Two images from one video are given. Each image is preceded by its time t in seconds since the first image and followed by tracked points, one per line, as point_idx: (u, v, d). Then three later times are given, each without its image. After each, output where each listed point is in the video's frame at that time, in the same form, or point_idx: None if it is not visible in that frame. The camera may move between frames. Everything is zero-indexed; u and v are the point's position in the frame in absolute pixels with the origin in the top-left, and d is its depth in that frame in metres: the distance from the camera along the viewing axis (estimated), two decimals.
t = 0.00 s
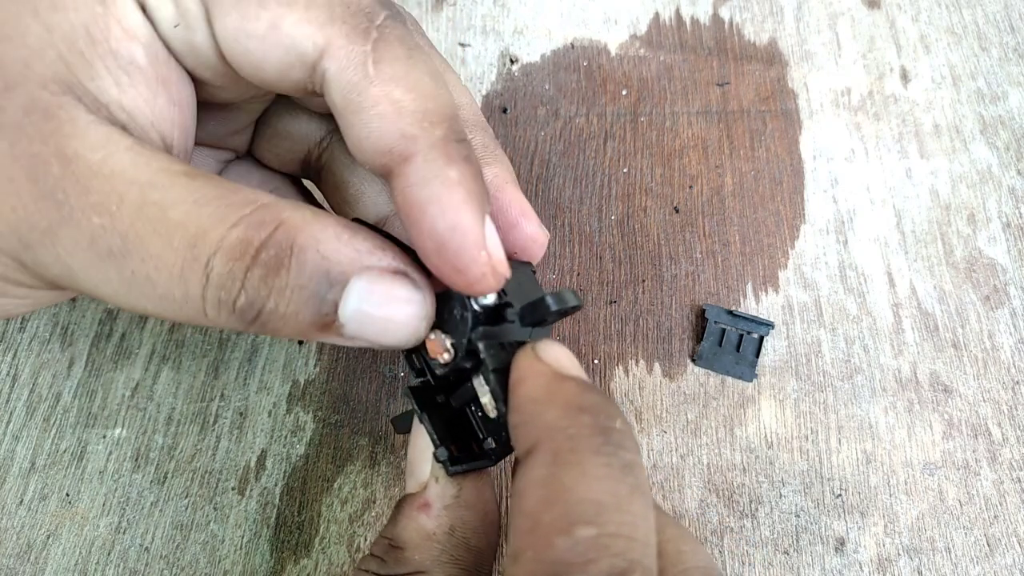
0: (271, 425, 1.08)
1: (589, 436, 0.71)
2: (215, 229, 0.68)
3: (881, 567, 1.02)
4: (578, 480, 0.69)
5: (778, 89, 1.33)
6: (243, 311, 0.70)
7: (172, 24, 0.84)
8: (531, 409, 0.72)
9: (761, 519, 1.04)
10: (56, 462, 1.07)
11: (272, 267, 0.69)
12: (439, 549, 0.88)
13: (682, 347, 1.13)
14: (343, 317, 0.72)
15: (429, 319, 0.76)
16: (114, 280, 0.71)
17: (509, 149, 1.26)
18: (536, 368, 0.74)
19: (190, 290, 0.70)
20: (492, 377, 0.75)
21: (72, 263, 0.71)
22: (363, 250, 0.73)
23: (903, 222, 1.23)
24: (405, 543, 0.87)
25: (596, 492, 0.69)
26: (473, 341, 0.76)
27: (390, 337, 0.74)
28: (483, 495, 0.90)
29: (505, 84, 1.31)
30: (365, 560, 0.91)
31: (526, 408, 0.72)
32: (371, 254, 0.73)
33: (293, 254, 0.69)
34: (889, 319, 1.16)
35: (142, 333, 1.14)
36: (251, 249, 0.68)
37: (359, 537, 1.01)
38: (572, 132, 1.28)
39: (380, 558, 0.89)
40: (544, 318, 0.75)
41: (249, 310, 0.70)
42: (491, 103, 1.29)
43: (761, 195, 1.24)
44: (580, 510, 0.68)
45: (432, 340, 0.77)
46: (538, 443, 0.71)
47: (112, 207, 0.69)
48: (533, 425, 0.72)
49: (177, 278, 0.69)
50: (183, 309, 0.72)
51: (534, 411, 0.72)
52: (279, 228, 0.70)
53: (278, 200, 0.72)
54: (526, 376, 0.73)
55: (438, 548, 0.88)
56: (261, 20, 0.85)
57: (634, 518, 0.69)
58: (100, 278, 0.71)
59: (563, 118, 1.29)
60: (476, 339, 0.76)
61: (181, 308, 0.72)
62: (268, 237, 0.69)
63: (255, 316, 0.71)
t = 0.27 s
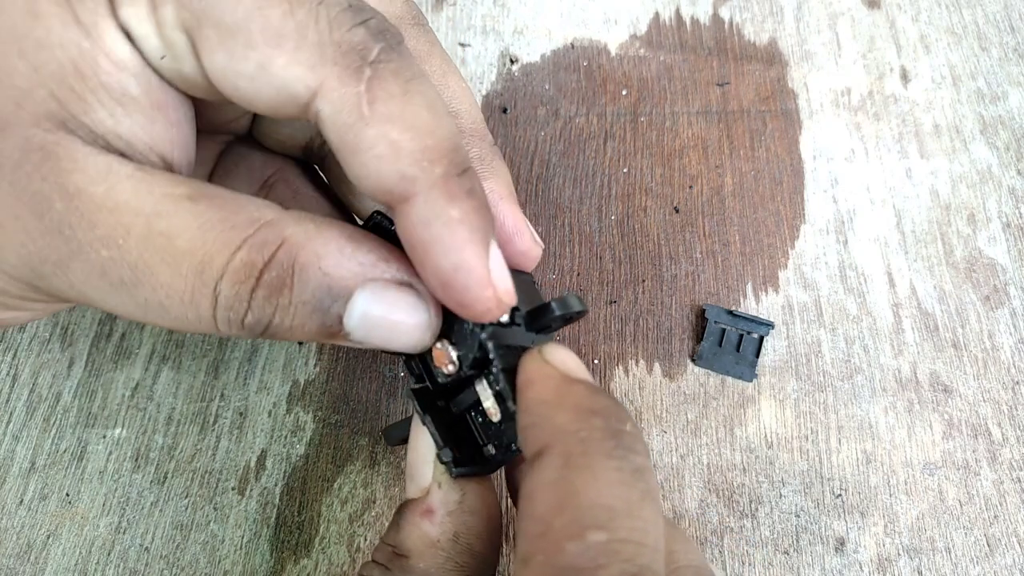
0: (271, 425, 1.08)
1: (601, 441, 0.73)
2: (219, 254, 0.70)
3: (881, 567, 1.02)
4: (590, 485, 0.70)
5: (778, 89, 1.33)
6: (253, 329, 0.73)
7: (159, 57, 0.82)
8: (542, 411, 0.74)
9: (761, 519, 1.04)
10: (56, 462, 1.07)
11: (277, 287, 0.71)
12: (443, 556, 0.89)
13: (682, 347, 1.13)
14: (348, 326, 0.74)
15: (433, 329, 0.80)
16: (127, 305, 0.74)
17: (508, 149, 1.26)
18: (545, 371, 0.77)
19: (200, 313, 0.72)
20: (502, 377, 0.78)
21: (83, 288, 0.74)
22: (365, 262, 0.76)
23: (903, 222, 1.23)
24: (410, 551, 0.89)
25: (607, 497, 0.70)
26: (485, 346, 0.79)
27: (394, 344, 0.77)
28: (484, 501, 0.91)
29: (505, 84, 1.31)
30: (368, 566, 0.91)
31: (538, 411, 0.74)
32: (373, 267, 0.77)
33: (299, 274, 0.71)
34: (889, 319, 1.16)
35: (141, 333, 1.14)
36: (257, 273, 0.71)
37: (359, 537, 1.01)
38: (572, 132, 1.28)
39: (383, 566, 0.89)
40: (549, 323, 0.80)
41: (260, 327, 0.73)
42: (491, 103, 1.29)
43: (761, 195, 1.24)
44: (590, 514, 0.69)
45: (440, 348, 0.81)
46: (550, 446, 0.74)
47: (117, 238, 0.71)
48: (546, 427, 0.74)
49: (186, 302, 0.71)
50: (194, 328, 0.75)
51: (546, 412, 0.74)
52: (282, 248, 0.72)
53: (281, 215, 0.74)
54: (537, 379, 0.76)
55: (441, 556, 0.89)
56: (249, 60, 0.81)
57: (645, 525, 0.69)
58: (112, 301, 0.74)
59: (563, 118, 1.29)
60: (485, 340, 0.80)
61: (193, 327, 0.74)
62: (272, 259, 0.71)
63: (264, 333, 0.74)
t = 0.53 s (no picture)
0: (271, 425, 1.08)
1: (607, 439, 0.76)
2: (216, 289, 0.72)
3: (881, 567, 1.02)
4: (598, 483, 0.72)
5: (778, 89, 1.33)
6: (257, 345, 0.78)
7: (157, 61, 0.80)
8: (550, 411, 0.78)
9: (761, 519, 1.04)
10: (56, 462, 1.07)
11: (271, 318, 0.74)
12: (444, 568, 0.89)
13: (683, 347, 1.13)
14: (347, 346, 0.79)
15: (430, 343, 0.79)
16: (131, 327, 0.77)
17: (508, 149, 1.26)
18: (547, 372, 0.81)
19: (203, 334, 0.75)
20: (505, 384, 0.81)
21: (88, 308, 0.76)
22: (357, 288, 0.77)
23: (903, 222, 1.23)
24: (410, 562, 0.89)
25: (614, 496, 0.71)
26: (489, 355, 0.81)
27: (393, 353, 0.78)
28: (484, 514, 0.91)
29: (505, 84, 1.31)
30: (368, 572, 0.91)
31: (541, 411, 0.78)
32: (366, 290, 0.77)
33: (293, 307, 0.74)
34: (889, 319, 1.16)
35: (141, 333, 1.14)
36: (253, 305, 0.73)
37: (359, 537, 1.01)
38: (572, 132, 1.28)
39: None
40: (552, 334, 0.83)
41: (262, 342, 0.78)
42: (491, 103, 1.29)
43: (761, 195, 1.24)
44: (597, 514, 0.70)
45: (442, 356, 0.80)
46: (557, 443, 0.76)
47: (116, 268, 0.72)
48: (552, 426, 0.77)
49: (189, 329, 0.75)
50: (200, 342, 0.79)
51: (550, 412, 0.78)
52: (276, 281, 0.73)
53: (274, 240, 0.75)
54: (539, 380, 0.80)
55: (444, 569, 0.89)
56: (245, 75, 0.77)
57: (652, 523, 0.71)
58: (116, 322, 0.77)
59: (563, 118, 1.29)
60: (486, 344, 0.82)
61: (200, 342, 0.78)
62: (266, 291, 0.73)
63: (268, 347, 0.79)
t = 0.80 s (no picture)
0: (271, 425, 1.08)
1: (604, 429, 0.74)
2: (208, 269, 0.70)
3: (881, 567, 1.02)
4: (597, 477, 0.71)
5: (778, 89, 1.33)
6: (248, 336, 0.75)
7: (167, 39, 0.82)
8: (546, 406, 0.75)
9: (761, 519, 1.04)
10: (56, 462, 1.07)
11: (267, 302, 0.72)
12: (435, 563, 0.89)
13: (682, 347, 1.13)
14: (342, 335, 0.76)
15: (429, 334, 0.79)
16: (121, 312, 0.75)
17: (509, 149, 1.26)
18: (541, 366, 0.78)
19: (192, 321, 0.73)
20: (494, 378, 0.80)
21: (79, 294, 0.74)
22: (356, 275, 0.75)
23: (903, 222, 1.23)
24: (400, 559, 0.89)
25: (615, 489, 0.70)
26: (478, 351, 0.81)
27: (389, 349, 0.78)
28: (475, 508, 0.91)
29: (506, 84, 1.31)
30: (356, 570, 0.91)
31: (536, 406, 0.75)
32: (366, 278, 0.75)
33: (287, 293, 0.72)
34: (889, 319, 1.16)
35: (141, 333, 1.14)
36: (247, 287, 0.71)
37: (359, 537, 1.01)
38: (572, 132, 1.28)
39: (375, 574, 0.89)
40: (542, 328, 0.82)
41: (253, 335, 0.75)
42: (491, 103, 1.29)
43: (761, 195, 1.24)
44: (597, 509, 0.69)
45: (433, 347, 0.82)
46: (555, 437, 0.74)
47: (106, 243, 0.70)
48: (548, 421, 0.75)
49: (177, 313, 0.72)
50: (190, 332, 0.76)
51: (545, 408, 0.75)
52: (272, 262, 0.71)
53: (272, 224, 0.73)
54: (533, 375, 0.77)
55: (435, 565, 0.89)
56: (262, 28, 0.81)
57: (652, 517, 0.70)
58: (105, 307, 0.75)
59: (563, 118, 1.29)
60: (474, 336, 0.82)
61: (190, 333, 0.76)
62: (262, 274, 0.71)
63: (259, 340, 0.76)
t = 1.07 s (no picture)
0: (271, 425, 1.08)
1: (601, 425, 0.74)
2: (213, 229, 0.70)
3: (881, 567, 1.02)
4: (593, 473, 0.71)
5: (778, 89, 1.33)
6: (244, 311, 0.74)
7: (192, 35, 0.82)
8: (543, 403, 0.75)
9: (761, 519, 1.04)
10: (56, 462, 1.07)
11: (268, 268, 0.71)
12: (428, 560, 0.89)
13: (682, 347, 1.13)
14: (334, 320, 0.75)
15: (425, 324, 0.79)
16: (113, 269, 0.74)
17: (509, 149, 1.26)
18: (535, 362, 0.78)
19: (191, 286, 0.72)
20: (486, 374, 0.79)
21: (80, 254, 0.74)
22: (361, 255, 0.74)
23: (903, 222, 1.23)
24: (394, 555, 0.88)
25: (611, 486, 0.70)
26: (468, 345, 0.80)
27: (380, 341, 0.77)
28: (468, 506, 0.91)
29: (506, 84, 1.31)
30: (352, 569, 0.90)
31: (532, 403, 0.74)
32: (370, 258, 0.75)
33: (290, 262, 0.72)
34: (889, 320, 1.16)
35: (141, 333, 1.14)
36: (250, 251, 0.70)
37: (359, 537, 1.01)
38: (572, 132, 1.28)
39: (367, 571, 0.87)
40: (536, 323, 0.80)
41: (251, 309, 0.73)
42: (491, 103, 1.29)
43: (761, 195, 1.24)
44: (593, 504, 0.69)
45: (427, 344, 0.82)
46: (551, 433, 0.74)
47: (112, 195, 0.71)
48: (545, 416, 0.75)
49: (176, 274, 0.71)
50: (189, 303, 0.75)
51: (541, 405, 0.74)
52: (277, 230, 0.71)
53: (282, 198, 0.74)
54: (528, 372, 0.76)
55: (429, 562, 0.89)
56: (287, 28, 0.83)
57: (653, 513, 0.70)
58: (99, 263, 0.74)
59: (563, 118, 1.29)
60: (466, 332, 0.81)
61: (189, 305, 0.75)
62: (266, 238, 0.71)
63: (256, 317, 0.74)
